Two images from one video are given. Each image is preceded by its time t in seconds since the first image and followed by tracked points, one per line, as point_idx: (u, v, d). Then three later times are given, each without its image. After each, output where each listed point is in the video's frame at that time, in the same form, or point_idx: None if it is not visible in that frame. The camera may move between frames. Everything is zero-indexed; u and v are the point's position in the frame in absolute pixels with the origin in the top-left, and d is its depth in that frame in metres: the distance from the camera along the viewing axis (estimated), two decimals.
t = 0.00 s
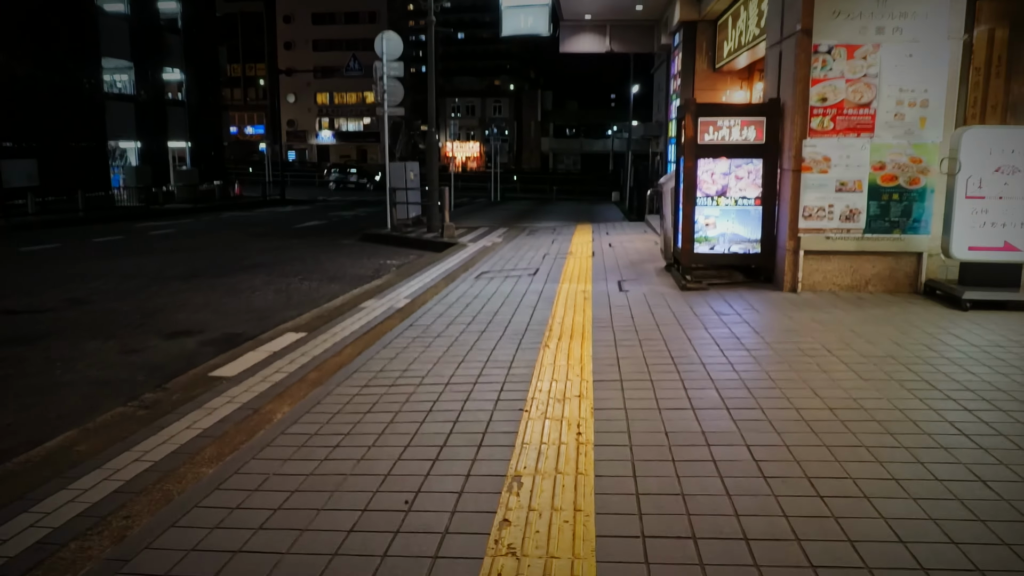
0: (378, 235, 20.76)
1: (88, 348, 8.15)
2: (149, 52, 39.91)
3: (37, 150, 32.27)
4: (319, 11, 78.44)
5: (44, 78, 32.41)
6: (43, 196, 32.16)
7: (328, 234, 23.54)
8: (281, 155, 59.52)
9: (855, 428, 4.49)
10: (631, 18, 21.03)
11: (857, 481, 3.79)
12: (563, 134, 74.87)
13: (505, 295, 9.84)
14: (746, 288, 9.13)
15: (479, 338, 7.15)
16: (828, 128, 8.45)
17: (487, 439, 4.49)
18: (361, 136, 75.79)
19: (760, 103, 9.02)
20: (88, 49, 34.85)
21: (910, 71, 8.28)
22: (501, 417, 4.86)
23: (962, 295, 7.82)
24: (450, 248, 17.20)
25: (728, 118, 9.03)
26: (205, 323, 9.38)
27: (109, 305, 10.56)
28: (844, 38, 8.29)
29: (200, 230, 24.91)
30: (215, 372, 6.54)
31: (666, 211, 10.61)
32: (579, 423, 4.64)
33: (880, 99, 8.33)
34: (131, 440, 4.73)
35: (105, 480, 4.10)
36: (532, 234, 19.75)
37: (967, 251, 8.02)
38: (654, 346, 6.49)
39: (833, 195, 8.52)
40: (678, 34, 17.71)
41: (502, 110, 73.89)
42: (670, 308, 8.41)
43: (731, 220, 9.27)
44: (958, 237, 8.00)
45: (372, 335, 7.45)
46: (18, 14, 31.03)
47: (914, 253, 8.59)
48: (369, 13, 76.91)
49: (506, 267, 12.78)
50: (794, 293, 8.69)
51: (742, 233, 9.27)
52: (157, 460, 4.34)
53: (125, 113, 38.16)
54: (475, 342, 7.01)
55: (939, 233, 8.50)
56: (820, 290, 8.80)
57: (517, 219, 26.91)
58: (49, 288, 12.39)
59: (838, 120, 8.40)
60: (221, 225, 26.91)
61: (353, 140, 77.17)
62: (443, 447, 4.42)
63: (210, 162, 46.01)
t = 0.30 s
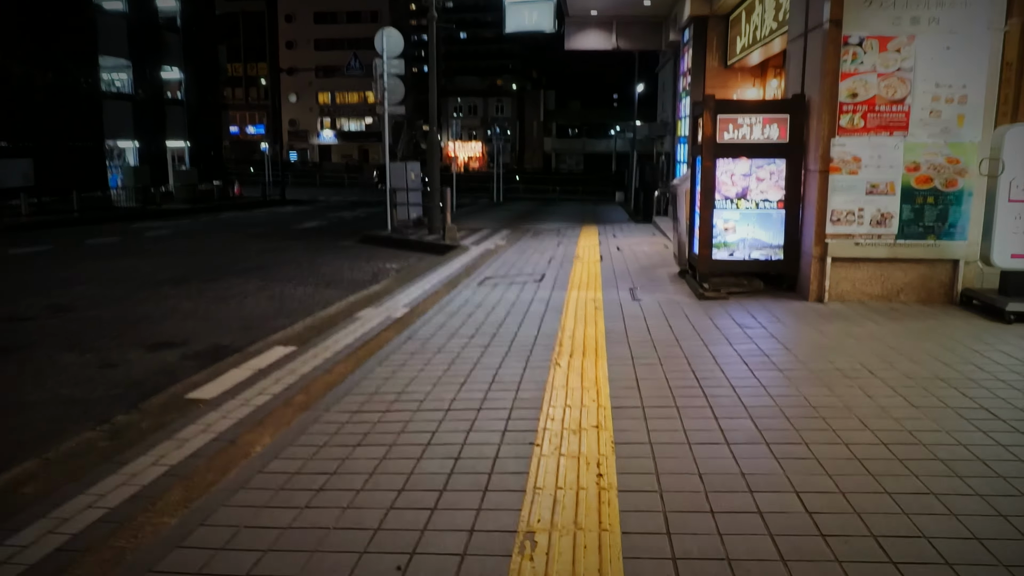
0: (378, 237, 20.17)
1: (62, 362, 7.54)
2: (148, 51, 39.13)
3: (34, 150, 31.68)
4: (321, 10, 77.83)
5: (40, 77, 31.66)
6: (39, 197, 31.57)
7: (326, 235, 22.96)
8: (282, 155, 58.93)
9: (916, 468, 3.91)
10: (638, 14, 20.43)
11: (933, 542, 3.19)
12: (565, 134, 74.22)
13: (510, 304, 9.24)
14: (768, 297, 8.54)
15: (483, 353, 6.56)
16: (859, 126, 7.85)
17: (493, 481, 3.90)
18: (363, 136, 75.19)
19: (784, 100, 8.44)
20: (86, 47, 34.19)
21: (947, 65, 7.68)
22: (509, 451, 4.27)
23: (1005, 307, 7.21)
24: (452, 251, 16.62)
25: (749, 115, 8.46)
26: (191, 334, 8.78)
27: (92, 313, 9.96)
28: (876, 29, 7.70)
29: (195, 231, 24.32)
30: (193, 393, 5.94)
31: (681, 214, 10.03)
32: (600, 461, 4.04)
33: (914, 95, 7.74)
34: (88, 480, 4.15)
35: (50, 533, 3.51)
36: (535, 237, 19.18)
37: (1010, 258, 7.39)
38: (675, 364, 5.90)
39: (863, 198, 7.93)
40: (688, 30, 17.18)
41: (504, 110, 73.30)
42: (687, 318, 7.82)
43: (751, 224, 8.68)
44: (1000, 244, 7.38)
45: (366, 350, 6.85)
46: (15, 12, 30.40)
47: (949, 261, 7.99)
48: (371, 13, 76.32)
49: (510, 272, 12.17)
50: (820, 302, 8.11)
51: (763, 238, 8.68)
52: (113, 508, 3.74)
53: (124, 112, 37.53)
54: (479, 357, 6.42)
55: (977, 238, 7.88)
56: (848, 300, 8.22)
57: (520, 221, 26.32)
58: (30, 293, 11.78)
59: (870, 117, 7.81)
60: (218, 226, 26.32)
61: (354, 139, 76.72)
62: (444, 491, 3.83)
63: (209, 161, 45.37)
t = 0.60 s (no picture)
0: (379, 240, 19.63)
1: (33, 378, 6.99)
2: (146, 49, 38.48)
3: (31, 150, 31.16)
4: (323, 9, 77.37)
5: (38, 75, 31.16)
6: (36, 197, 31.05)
7: (326, 237, 22.41)
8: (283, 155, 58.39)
9: (999, 524, 3.32)
10: (647, 9, 19.85)
11: None
12: (568, 134, 73.63)
13: (516, 312, 8.65)
14: (794, 307, 7.96)
15: (488, 371, 5.97)
16: (893, 124, 7.26)
17: (500, 538, 3.30)
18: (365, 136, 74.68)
19: (811, 96, 7.87)
20: (84, 46, 33.65)
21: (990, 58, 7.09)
22: (517, 498, 3.68)
23: None
24: (454, 254, 16.06)
25: (772, 112, 7.90)
26: (175, 346, 8.21)
27: (74, 322, 9.41)
28: (913, 19, 7.12)
29: (191, 233, 23.77)
30: (168, 417, 5.37)
31: (697, 217, 9.45)
32: (624, 512, 3.46)
33: (954, 90, 7.15)
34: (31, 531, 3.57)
35: None
36: (540, 239, 18.61)
37: None
38: (701, 387, 5.30)
39: (898, 202, 7.35)
40: (700, 25, 16.67)
41: (507, 110, 72.74)
42: (708, 330, 7.23)
43: (774, 229, 8.09)
44: None
45: (360, 367, 6.27)
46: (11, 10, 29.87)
47: (991, 269, 7.39)
48: (373, 12, 75.80)
49: (515, 278, 11.58)
50: (850, 314, 7.52)
51: (788, 244, 8.10)
52: (52, 570, 3.16)
53: (122, 112, 36.99)
54: (484, 376, 5.82)
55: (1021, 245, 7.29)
56: (880, 311, 7.62)
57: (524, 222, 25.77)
58: (13, 299, 11.24)
59: (906, 114, 7.22)
60: (215, 227, 25.81)
61: (357, 139, 76.17)
62: (442, 550, 3.24)
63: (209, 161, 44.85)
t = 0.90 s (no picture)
0: (381, 241, 19.04)
1: (3, 397, 6.40)
2: (146, 47, 37.91)
3: (28, 148, 30.60)
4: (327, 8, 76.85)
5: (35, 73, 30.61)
6: (34, 197, 30.51)
7: (327, 238, 21.82)
8: (286, 154, 57.82)
9: None
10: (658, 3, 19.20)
11: None
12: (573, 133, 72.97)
13: (526, 322, 8.06)
14: (829, 319, 7.35)
15: (499, 393, 5.38)
16: (941, 120, 6.65)
17: None
18: (369, 136, 74.09)
19: (848, 89, 7.26)
20: (83, 43, 33.11)
21: None
22: (541, 563, 3.09)
23: None
24: (460, 257, 15.46)
25: (806, 108, 7.28)
26: (159, 359, 7.61)
27: (55, 331, 8.83)
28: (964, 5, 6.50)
29: (190, 234, 23.21)
30: (141, 446, 4.78)
31: (719, 220, 8.85)
32: None
33: (1009, 82, 6.53)
34: None
35: None
36: (548, 241, 18.01)
37: None
38: (739, 414, 4.70)
39: (945, 205, 6.75)
40: (715, 18, 16.06)
41: (511, 109, 72.14)
42: (738, 344, 6.62)
43: (807, 234, 7.49)
44: None
45: (357, 388, 5.68)
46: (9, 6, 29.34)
47: None
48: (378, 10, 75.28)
49: (525, 283, 10.98)
50: (892, 327, 6.92)
51: (821, 250, 7.49)
52: None
53: (122, 110, 36.44)
54: (494, 400, 5.24)
55: None
56: (924, 324, 7.01)
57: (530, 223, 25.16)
58: None
59: (955, 109, 6.60)
60: (214, 228, 25.23)
61: (361, 139, 75.55)
62: None
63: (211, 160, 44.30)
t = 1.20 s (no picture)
0: (385, 243, 18.45)
1: None
2: (149, 45, 37.46)
3: (28, 147, 30.18)
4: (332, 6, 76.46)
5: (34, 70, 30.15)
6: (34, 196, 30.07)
7: (330, 239, 21.29)
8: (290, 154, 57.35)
9: None
10: None
11: None
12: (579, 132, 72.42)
13: (539, 333, 7.49)
14: (870, 332, 6.76)
15: (513, 420, 4.81)
16: (998, 115, 6.05)
17: None
18: (373, 135, 73.59)
19: (892, 82, 6.67)
20: (84, 40, 32.68)
21: None
22: None
23: None
24: (466, 260, 14.91)
25: (846, 102, 6.69)
26: (143, 373, 7.05)
27: (35, 341, 8.28)
28: None
29: (190, 234, 22.71)
30: (109, 481, 4.21)
31: (746, 224, 8.26)
32: None
33: None
34: None
35: None
36: (557, 243, 17.43)
37: None
38: (788, 449, 4.12)
39: (1000, 209, 6.16)
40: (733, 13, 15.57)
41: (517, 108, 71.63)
42: (773, 360, 6.05)
43: (846, 239, 6.90)
44: None
45: (355, 412, 5.11)
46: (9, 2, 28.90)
47: None
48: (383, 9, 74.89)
49: (536, 289, 10.38)
50: (941, 341, 6.33)
51: (861, 256, 6.91)
52: None
53: (124, 109, 35.99)
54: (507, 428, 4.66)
55: None
56: (977, 338, 6.41)
57: (537, 223, 24.60)
58: None
59: (1014, 103, 6.00)
60: (215, 229, 24.69)
61: (365, 138, 74.37)
62: None
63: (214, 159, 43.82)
